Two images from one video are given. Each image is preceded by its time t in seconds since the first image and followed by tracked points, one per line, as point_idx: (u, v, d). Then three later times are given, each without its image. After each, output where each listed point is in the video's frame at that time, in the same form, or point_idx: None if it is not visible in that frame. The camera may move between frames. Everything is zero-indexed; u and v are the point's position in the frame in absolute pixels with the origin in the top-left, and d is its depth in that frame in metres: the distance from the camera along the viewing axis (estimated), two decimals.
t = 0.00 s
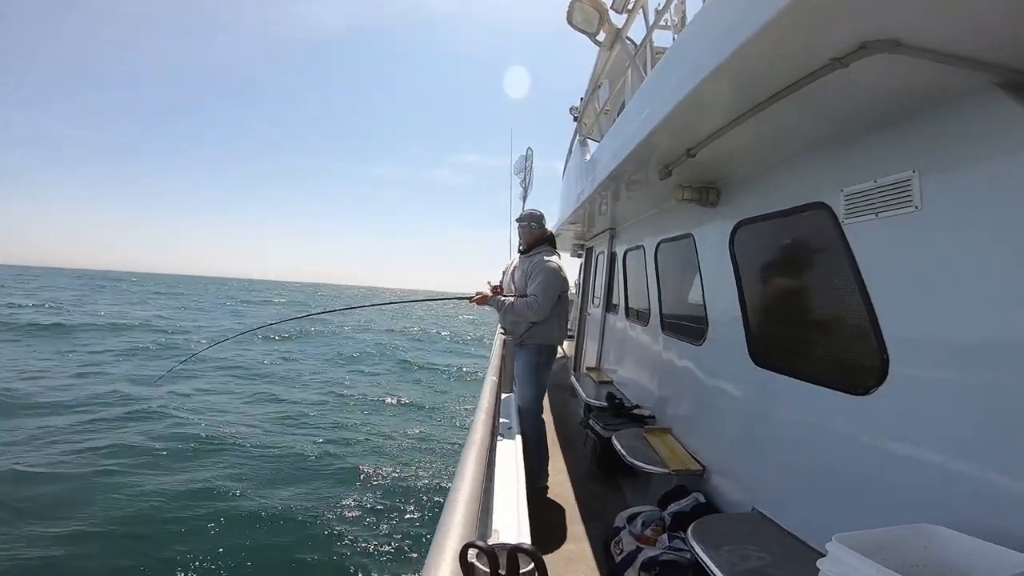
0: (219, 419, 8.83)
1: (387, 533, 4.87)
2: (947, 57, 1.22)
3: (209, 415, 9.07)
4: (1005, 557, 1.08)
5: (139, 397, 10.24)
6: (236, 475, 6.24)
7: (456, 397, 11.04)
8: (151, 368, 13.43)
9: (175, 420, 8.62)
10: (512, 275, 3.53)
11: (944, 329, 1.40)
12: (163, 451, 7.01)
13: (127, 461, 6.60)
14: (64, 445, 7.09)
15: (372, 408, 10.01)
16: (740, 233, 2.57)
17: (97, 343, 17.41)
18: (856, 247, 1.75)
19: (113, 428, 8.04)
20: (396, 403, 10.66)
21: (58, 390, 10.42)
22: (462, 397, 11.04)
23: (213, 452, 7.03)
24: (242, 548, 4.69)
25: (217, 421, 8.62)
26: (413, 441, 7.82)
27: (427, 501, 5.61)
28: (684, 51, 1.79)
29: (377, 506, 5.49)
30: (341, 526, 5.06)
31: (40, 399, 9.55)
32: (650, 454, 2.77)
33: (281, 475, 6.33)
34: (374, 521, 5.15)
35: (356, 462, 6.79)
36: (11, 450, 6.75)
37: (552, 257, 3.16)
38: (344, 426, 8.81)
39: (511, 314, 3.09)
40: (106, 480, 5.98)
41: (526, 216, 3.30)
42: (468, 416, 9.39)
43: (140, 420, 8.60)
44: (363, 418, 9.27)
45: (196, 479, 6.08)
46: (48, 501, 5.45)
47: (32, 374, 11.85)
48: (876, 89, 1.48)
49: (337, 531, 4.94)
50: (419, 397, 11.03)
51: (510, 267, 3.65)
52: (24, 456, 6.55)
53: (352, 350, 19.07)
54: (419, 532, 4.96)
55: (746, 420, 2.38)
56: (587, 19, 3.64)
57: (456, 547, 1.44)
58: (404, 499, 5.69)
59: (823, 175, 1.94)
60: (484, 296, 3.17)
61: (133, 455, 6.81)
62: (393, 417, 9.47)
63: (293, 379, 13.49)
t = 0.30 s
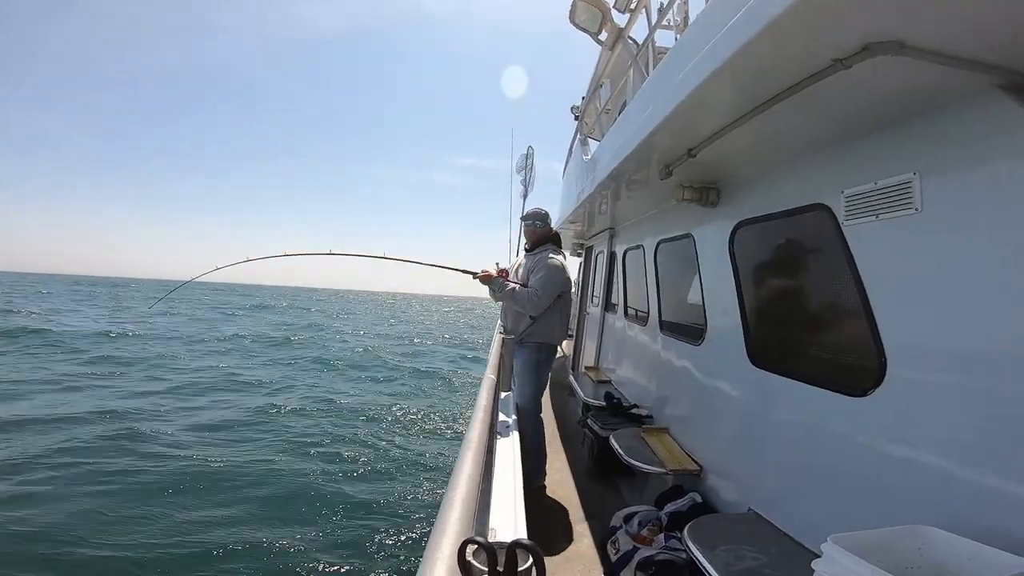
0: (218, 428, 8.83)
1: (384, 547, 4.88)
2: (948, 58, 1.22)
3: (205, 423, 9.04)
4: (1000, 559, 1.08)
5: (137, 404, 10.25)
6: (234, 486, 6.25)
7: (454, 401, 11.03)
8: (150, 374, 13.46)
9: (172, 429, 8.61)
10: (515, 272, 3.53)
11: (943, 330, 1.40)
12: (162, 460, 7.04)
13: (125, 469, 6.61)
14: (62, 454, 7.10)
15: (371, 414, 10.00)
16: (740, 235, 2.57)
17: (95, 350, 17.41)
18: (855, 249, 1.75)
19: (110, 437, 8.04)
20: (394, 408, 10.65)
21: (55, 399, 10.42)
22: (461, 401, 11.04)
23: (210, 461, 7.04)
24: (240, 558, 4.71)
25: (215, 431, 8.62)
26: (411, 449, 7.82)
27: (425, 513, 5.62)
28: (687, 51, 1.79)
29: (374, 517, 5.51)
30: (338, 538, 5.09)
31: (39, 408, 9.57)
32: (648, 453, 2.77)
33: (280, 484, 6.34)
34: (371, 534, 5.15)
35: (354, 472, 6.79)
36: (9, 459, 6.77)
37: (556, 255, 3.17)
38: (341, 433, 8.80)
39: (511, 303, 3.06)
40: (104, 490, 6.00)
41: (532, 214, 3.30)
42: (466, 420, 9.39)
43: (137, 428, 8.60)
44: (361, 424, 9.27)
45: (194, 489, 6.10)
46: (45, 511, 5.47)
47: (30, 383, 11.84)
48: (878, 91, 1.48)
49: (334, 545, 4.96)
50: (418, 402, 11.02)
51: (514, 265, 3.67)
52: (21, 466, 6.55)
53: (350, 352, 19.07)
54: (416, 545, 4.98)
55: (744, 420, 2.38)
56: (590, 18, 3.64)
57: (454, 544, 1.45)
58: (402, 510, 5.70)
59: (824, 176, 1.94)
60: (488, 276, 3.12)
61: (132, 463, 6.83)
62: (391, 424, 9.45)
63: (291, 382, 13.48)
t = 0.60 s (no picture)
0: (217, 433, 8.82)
1: (385, 552, 4.88)
2: (947, 59, 1.23)
3: (203, 430, 9.01)
4: (1001, 560, 1.08)
5: (136, 411, 10.22)
6: (231, 491, 6.23)
7: (453, 406, 11.02)
8: (149, 381, 13.43)
9: (171, 435, 8.59)
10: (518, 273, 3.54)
11: (942, 330, 1.41)
12: (159, 467, 7.02)
13: (123, 475, 6.61)
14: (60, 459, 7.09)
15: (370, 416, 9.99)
16: (739, 235, 2.57)
17: (94, 356, 17.39)
18: (854, 250, 1.75)
19: (108, 442, 8.01)
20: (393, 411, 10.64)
21: (54, 405, 10.41)
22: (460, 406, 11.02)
23: (209, 467, 7.03)
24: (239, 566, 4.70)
25: (214, 436, 8.60)
26: (410, 455, 7.81)
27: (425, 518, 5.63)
28: (686, 51, 1.79)
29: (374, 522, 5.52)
30: (339, 544, 5.08)
31: (36, 416, 9.53)
32: (648, 454, 2.77)
33: (277, 490, 6.32)
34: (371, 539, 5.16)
35: (353, 479, 6.74)
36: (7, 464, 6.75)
37: (561, 257, 3.17)
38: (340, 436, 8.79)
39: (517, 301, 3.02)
40: (103, 495, 5.99)
41: (534, 216, 3.33)
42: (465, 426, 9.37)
43: (135, 434, 8.58)
44: (360, 430, 9.25)
45: (192, 495, 6.08)
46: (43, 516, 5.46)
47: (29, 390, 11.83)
48: (878, 91, 1.48)
49: (336, 551, 4.96)
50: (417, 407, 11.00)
51: (518, 266, 3.67)
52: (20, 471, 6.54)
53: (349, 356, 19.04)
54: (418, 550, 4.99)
55: (743, 420, 2.38)
56: (589, 19, 3.64)
57: (452, 545, 1.45)
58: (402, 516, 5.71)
59: (823, 177, 1.94)
60: (496, 266, 3.07)
61: (130, 469, 6.82)
62: (390, 427, 9.44)
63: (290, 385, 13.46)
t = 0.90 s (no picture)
0: (218, 439, 8.81)
1: (386, 560, 4.86)
2: (943, 57, 1.23)
3: (204, 436, 9.00)
4: (1005, 557, 1.08)
5: (135, 417, 10.20)
6: (229, 499, 6.23)
7: (454, 410, 11.01)
8: (148, 387, 13.41)
9: (172, 441, 8.57)
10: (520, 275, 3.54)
11: (940, 329, 1.41)
12: (161, 475, 7.01)
13: (124, 486, 6.61)
14: (60, 471, 7.09)
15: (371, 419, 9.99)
16: (738, 235, 2.58)
17: (95, 363, 17.42)
18: (853, 248, 1.76)
19: (109, 450, 8.01)
20: (394, 415, 10.65)
21: (55, 413, 10.42)
22: (461, 410, 11.02)
23: (208, 476, 7.02)
24: None
25: (214, 443, 8.60)
26: (409, 460, 7.79)
27: (426, 524, 5.60)
28: (683, 51, 1.79)
29: (374, 530, 5.49)
30: (341, 549, 5.09)
31: (36, 423, 9.52)
32: (650, 454, 2.77)
33: (273, 499, 6.31)
34: (371, 547, 5.13)
35: (355, 485, 6.73)
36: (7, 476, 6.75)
37: (564, 258, 3.17)
38: (341, 441, 8.79)
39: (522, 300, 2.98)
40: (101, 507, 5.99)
41: (529, 220, 3.34)
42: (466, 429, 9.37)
43: (135, 440, 8.56)
44: (361, 434, 9.24)
45: (188, 506, 6.06)
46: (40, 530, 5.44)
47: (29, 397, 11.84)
48: (874, 90, 1.49)
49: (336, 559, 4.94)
50: (417, 411, 10.98)
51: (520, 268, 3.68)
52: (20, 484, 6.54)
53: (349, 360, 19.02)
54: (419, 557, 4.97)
55: (744, 419, 2.38)
56: (585, 19, 3.65)
57: (457, 546, 1.45)
58: (402, 522, 5.69)
59: (821, 176, 1.94)
60: (503, 262, 3.02)
61: (130, 481, 6.81)
62: (391, 430, 9.43)
63: (290, 389, 13.46)
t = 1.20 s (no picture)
0: (219, 443, 8.80)
1: (392, 564, 4.87)
2: (937, 52, 1.24)
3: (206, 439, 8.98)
4: (1013, 551, 1.08)
5: (136, 420, 10.17)
6: (230, 506, 6.21)
7: (456, 412, 11.01)
8: (148, 390, 13.36)
9: (173, 445, 8.55)
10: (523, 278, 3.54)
11: (939, 322, 1.42)
12: (163, 479, 6.99)
13: (127, 491, 6.62)
14: (64, 475, 7.10)
15: (373, 423, 9.99)
16: (737, 232, 2.58)
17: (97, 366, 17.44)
18: (852, 243, 1.76)
19: (110, 454, 7.98)
20: (396, 418, 10.64)
21: (57, 416, 10.44)
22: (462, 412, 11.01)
23: (210, 480, 7.02)
24: None
25: (217, 446, 8.60)
26: (412, 463, 7.79)
27: (431, 527, 5.61)
28: (677, 50, 1.79)
29: (379, 533, 5.49)
30: (346, 554, 5.08)
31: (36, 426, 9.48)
32: (654, 453, 2.77)
33: (273, 503, 6.29)
34: (377, 550, 5.14)
35: (358, 488, 6.73)
36: (10, 481, 6.76)
37: (567, 258, 3.18)
38: (344, 444, 8.79)
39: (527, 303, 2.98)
40: (105, 513, 6.00)
41: (530, 223, 3.36)
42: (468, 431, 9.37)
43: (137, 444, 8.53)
44: (363, 437, 9.24)
45: (193, 512, 6.05)
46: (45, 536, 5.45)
47: (31, 400, 11.86)
48: (868, 85, 1.49)
49: (341, 563, 4.95)
50: (419, 413, 10.98)
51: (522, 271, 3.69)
52: (23, 489, 6.55)
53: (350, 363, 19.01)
54: (425, 561, 4.97)
55: (748, 416, 2.38)
56: (579, 19, 3.65)
57: (462, 548, 1.45)
58: (406, 525, 5.69)
59: (819, 172, 1.94)
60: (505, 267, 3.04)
61: (134, 485, 6.82)
62: (393, 433, 9.42)
63: (292, 392, 13.46)
